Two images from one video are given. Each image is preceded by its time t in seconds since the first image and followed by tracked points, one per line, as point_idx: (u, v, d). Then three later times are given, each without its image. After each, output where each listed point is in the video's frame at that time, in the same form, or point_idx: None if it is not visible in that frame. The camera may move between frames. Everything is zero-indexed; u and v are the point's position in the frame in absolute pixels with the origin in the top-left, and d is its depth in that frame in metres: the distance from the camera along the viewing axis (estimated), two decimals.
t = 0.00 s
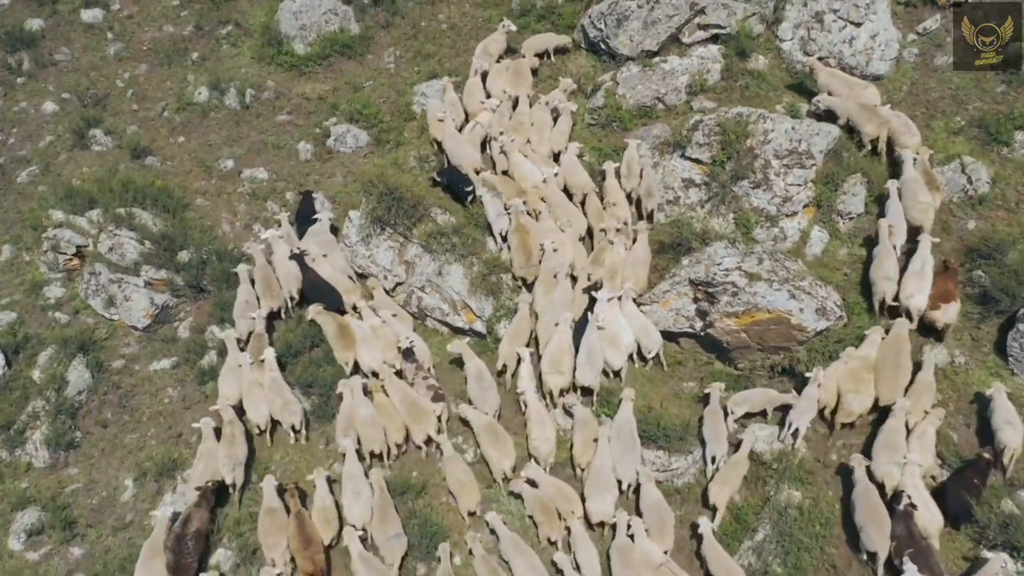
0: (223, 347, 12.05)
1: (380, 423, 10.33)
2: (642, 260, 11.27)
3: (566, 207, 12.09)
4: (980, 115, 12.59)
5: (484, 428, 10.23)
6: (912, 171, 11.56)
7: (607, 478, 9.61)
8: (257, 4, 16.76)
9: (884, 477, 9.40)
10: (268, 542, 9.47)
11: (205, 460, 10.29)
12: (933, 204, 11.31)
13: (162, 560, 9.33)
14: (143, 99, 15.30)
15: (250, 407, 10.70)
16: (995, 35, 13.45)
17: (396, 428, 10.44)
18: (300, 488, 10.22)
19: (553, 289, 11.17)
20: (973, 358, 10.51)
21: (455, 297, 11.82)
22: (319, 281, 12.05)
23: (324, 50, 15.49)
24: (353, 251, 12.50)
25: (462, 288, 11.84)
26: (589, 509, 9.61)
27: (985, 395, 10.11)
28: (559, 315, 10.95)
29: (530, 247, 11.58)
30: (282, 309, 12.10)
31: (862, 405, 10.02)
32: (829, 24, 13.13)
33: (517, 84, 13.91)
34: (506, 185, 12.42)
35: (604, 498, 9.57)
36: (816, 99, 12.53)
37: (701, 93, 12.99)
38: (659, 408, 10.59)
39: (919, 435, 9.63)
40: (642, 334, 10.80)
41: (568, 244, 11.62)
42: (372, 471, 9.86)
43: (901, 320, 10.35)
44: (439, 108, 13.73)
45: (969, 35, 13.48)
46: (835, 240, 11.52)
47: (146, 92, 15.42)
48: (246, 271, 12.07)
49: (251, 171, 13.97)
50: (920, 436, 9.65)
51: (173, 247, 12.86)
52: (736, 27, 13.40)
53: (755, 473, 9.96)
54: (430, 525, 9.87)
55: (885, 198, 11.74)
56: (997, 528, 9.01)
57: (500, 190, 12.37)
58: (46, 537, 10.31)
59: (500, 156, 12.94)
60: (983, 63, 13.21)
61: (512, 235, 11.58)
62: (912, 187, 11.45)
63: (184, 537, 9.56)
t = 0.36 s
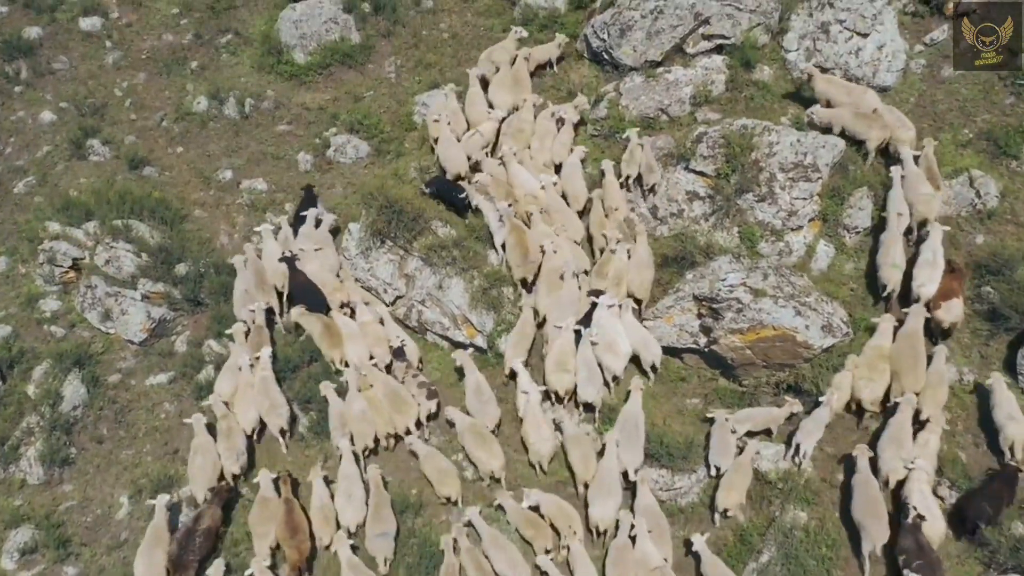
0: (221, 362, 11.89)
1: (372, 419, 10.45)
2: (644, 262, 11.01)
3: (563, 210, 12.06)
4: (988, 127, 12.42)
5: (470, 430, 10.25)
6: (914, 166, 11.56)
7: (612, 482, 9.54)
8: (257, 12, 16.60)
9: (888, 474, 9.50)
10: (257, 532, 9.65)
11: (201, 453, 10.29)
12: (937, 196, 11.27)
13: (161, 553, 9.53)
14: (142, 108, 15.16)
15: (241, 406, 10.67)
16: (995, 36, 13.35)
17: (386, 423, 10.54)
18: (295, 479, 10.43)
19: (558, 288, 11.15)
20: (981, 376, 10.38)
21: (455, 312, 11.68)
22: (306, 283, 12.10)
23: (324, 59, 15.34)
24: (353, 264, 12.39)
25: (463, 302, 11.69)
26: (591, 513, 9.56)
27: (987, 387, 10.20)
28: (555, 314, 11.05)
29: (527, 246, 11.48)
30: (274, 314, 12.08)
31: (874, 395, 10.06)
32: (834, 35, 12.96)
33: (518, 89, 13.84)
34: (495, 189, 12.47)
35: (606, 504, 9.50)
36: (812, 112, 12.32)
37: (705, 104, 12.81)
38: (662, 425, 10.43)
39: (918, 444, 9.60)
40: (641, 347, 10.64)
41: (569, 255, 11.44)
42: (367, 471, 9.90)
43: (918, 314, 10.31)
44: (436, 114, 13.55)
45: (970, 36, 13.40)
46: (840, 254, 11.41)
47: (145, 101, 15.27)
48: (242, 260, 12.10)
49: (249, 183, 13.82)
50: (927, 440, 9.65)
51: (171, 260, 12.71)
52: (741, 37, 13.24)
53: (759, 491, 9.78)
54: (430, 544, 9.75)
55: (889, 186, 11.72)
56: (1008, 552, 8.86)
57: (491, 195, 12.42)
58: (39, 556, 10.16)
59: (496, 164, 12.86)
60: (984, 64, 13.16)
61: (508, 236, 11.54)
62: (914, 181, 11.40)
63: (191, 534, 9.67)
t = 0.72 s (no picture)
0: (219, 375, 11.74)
1: (365, 415, 10.56)
2: (643, 266, 11.10)
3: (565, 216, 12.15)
4: (996, 139, 12.27)
5: (451, 432, 10.29)
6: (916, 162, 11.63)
7: (617, 484, 9.56)
8: (257, 19, 16.44)
9: (894, 466, 9.54)
10: (252, 521, 9.77)
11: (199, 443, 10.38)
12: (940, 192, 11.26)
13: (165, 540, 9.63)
14: (140, 117, 15.02)
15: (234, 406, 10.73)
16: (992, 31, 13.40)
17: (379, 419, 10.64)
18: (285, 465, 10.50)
19: (559, 287, 11.33)
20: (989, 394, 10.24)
21: (455, 325, 11.57)
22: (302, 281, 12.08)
23: (324, 68, 15.19)
24: (352, 275, 12.20)
25: (463, 315, 11.56)
26: (594, 514, 9.56)
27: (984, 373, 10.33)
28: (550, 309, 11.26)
29: (523, 247, 11.57)
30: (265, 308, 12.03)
31: (893, 386, 10.15)
32: (840, 45, 12.79)
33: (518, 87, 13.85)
34: (485, 196, 12.46)
35: (610, 508, 9.51)
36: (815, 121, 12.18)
37: (709, 115, 12.66)
38: (665, 441, 10.31)
39: (929, 445, 9.58)
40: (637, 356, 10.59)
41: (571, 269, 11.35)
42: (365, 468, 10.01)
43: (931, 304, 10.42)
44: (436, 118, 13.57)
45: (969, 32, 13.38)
46: (846, 267, 11.27)
47: (143, 109, 15.14)
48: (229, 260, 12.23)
49: (248, 193, 13.69)
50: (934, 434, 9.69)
51: (169, 271, 12.57)
52: (744, 47, 13.14)
53: (763, 509, 9.61)
54: (430, 562, 9.63)
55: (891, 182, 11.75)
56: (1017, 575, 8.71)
57: (482, 200, 12.45)
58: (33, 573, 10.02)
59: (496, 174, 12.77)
60: (982, 61, 13.21)
61: (504, 238, 11.61)
62: (919, 180, 11.43)
63: (196, 528, 9.72)
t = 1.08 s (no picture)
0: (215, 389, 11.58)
1: (359, 411, 10.60)
2: (644, 270, 11.11)
3: (565, 224, 12.00)
4: (1004, 151, 12.10)
5: (436, 429, 10.27)
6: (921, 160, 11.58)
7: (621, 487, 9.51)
8: (256, 27, 16.29)
9: (905, 459, 9.57)
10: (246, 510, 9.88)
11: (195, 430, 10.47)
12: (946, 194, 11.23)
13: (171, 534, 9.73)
14: (138, 126, 14.88)
15: (229, 403, 10.75)
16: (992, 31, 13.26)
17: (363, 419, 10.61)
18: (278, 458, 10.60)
19: (557, 292, 11.23)
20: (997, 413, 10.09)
21: (455, 339, 11.41)
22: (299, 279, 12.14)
23: (324, 77, 15.04)
24: (351, 289, 12.04)
25: (463, 329, 11.41)
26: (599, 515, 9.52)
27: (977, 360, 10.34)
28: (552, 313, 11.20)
29: (516, 252, 11.48)
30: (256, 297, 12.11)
31: (901, 375, 10.05)
32: (845, 55, 12.69)
33: (523, 95, 13.67)
34: (478, 203, 12.31)
35: (614, 509, 9.45)
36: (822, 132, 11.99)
37: (713, 126, 12.51)
38: (668, 459, 10.16)
39: (948, 449, 9.53)
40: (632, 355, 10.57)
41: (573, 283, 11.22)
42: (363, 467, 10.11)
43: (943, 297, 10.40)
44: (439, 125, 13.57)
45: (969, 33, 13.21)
46: (851, 282, 11.11)
47: (141, 119, 14.99)
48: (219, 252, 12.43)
49: (247, 204, 13.54)
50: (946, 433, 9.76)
51: (165, 284, 12.42)
52: (749, 57, 12.99)
53: (768, 530, 9.44)
54: None
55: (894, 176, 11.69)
56: None
57: (475, 208, 12.28)
58: None
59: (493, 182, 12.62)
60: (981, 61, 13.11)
61: (497, 243, 11.51)
62: (925, 179, 11.37)
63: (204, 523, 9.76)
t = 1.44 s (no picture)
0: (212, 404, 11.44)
1: (346, 410, 10.68)
2: (649, 275, 11.01)
3: (566, 235, 11.89)
4: (1012, 164, 11.95)
5: (424, 422, 10.36)
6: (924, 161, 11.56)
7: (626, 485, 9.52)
8: (256, 35, 16.14)
9: (916, 448, 9.59)
10: (238, 501, 9.98)
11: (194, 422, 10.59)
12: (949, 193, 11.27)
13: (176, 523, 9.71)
14: (136, 135, 14.74)
15: (229, 399, 10.81)
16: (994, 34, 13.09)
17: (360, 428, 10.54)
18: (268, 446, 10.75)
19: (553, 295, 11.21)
20: (1005, 431, 9.96)
21: (455, 353, 11.26)
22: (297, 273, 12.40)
23: (323, 85, 14.89)
24: (349, 301, 11.87)
25: (463, 344, 11.26)
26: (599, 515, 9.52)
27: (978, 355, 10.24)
28: (547, 316, 11.21)
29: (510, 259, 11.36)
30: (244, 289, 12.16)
31: (911, 373, 10.03)
32: (850, 66, 12.49)
33: (528, 104, 13.57)
34: (474, 213, 12.18)
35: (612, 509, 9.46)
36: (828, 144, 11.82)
37: (716, 137, 12.36)
38: (670, 477, 9.99)
39: (961, 459, 9.42)
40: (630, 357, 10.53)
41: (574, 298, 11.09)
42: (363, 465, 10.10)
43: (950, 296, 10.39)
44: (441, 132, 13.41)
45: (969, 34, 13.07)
46: (857, 296, 10.95)
47: (139, 128, 14.86)
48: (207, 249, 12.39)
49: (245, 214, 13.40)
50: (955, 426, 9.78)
51: (162, 297, 12.28)
52: (753, 68, 12.83)
53: (772, 550, 9.29)
54: None
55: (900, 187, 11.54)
56: None
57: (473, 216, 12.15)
58: None
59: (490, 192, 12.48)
60: (983, 63, 13.00)
61: (492, 251, 11.41)
62: (928, 177, 11.41)
63: (207, 515, 9.83)
